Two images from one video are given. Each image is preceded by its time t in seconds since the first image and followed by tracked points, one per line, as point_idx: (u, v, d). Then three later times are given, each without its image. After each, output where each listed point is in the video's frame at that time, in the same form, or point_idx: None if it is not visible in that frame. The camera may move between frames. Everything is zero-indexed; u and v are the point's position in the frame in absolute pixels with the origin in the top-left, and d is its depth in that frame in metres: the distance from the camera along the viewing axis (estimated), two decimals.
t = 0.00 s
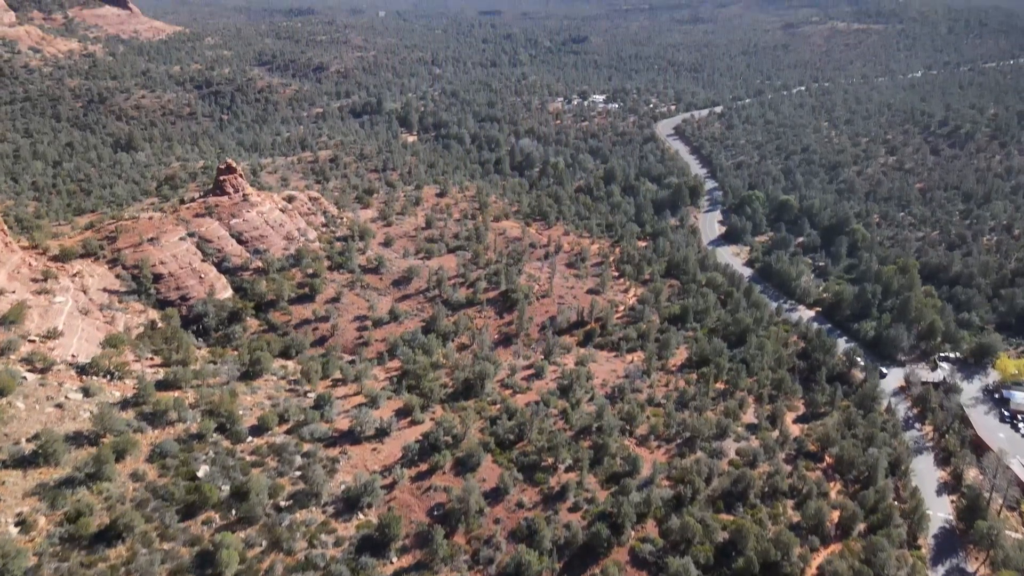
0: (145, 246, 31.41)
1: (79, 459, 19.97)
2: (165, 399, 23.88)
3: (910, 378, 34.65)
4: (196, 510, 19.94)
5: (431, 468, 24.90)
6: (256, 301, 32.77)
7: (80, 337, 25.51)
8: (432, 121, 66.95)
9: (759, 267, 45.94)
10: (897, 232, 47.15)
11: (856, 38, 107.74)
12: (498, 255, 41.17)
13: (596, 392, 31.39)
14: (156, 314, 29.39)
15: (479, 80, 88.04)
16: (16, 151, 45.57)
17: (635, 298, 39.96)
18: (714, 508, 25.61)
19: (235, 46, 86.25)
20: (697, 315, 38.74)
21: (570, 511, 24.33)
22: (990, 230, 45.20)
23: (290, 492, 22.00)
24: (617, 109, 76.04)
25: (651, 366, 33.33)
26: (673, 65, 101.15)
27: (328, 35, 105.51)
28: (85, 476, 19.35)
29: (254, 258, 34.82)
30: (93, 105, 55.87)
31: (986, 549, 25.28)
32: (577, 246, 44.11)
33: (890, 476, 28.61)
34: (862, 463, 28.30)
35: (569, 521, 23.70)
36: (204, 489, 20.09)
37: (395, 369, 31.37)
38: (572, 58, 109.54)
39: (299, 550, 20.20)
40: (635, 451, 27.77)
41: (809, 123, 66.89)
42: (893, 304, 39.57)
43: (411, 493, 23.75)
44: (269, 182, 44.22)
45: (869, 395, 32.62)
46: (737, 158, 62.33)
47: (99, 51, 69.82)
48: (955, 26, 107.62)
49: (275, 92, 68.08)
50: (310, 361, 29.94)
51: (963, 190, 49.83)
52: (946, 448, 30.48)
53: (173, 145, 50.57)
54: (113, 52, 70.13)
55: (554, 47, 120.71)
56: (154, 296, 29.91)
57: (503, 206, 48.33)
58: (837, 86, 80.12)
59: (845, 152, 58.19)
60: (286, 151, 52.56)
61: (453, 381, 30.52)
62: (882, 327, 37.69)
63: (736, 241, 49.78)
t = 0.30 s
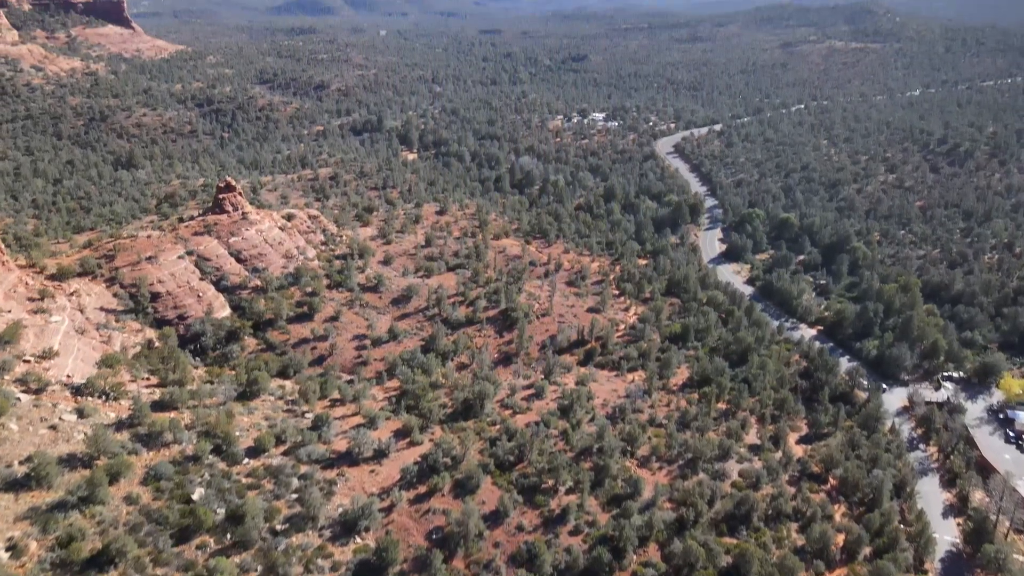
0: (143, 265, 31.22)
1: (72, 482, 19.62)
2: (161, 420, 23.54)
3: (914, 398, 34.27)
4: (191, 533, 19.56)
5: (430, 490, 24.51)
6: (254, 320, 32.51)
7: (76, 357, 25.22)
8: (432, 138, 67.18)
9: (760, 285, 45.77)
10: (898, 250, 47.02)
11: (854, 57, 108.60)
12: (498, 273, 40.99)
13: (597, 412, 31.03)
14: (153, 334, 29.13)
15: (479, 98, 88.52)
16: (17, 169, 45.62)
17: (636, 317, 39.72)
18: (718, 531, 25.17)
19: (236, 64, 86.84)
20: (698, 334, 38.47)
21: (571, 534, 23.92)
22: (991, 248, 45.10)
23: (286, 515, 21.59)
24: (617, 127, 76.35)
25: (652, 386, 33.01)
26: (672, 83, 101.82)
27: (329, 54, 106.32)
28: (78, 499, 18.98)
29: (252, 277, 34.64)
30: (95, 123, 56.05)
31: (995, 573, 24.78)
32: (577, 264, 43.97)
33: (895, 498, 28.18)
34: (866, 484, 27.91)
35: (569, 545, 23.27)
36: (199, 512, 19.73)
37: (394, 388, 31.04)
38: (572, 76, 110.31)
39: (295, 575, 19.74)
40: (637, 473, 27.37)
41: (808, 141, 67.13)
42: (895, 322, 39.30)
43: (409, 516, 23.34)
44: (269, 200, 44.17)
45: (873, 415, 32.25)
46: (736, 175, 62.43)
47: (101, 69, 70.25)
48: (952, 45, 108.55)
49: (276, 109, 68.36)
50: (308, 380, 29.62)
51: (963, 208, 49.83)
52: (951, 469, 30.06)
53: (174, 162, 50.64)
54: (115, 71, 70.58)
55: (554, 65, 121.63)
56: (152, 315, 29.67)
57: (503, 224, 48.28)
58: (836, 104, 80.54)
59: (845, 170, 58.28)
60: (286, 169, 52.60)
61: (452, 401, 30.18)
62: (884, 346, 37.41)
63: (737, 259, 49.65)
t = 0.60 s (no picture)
0: (141, 283, 31.03)
1: (64, 506, 19.25)
2: (157, 441, 23.20)
3: (918, 418, 33.89)
4: (185, 558, 19.14)
5: (429, 513, 24.10)
6: (252, 339, 32.24)
7: (72, 377, 24.93)
8: (432, 157, 67.37)
9: (761, 303, 45.59)
10: (899, 268, 46.89)
11: (852, 75, 109.39)
12: (498, 292, 40.81)
13: (597, 433, 30.66)
14: (150, 353, 28.83)
15: (480, 116, 89.00)
16: (17, 187, 45.63)
17: (637, 335, 39.48)
18: (721, 555, 24.70)
19: (238, 83, 87.43)
20: (699, 353, 38.19)
21: (571, 558, 23.45)
22: (993, 266, 44.98)
23: (282, 539, 21.17)
24: (617, 145, 76.64)
25: (653, 406, 32.69)
26: (671, 101, 102.45)
27: (330, 72, 107.13)
28: (70, 523, 18.59)
29: (251, 295, 34.44)
30: (96, 141, 56.21)
31: None
32: (577, 283, 43.81)
33: (901, 520, 27.71)
34: (871, 507, 27.48)
35: (570, 569, 22.81)
36: (193, 536, 19.33)
37: (393, 408, 30.69)
38: (572, 94, 111.07)
39: None
40: (639, 495, 26.95)
41: (808, 159, 67.37)
42: (898, 341, 39.05)
43: (407, 540, 22.91)
44: (269, 218, 44.11)
45: (876, 436, 31.89)
46: (736, 193, 62.51)
47: (103, 88, 70.66)
48: (950, 64, 109.47)
49: (277, 127, 68.65)
50: (306, 401, 29.28)
51: (964, 226, 49.79)
52: (957, 491, 29.61)
53: (174, 180, 50.68)
54: (117, 89, 71.05)
55: (554, 83, 122.51)
56: (149, 334, 29.40)
57: (503, 242, 48.21)
58: (835, 122, 80.95)
59: (845, 189, 58.36)
60: (286, 187, 52.64)
61: (452, 421, 29.83)
62: (887, 366, 37.12)
63: (738, 277, 49.50)
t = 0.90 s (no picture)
0: (139, 302, 30.82)
1: (56, 530, 18.85)
2: (152, 463, 22.84)
3: (922, 439, 33.48)
4: None
5: (427, 537, 23.67)
6: (250, 359, 31.96)
7: (66, 398, 24.63)
8: (432, 175, 67.53)
9: (762, 321, 45.36)
10: (900, 287, 46.72)
11: (850, 94, 110.18)
12: (498, 310, 40.59)
13: (598, 454, 30.25)
14: (147, 373, 28.52)
15: (480, 134, 89.43)
16: (17, 205, 45.63)
17: (637, 355, 39.20)
18: None
19: (240, 101, 87.99)
20: (701, 372, 37.86)
21: None
22: (995, 285, 44.84)
23: (277, 564, 20.73)
24: (617, 163, 76.89)
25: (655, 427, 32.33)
26: (671, 120, 103.04)
27: (331, 91, 107.88)
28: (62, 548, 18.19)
29: (249, 314, 34.20)
30: (97, 160, 56.35)
31: None
32: (578, 301, 43.61)
33: (908, 544, 27.21)
34: (877, 530, 27.02)
35: None
36: (187, 561, 18.90)
37: (392, 429, 30.32)
38: (572, 113, 111.75)
39: None
40: (641, 519, 26.51)
41: (807, 177, 67.56)
42: (900, 361, 38.76)
43: (405, 565, 22.45)
44: (269, 236, 44.04)
45: (881, 457, 31.50)
46: (736, 212, 62.55)
47: (105, 107, 71.07)
48: (947, 83, 110.29)
49: (278, 146, 68.91)
50: (303, 422, 28.93)
51: (964, 245, 49.72)
52: (964, 514, 29.14)
53: (175, 198, 50.70)
54: (119, 107, 71.47)
55: (553, 102, 123.33)
56: (146, 354, 29.13)
57: (503, 260, 48.10)
58: (834, 140, 81.33)
59: (845, 207, 58.40)
60: (286, 205, 52.66)
61: (451, 443, 29.46)
62: (890, 386, 36.78)
63: (738, 296, 49.30)
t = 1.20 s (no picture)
0: (136, 321, 30.60)
1: (47, 555, 18.41)
2: (146, 486, 22.44)
3: (927, 460, 33.02)
4: None
5: (426, 561, 23.21)
6: (248, 378, 31.66)
7: (61, 419, 24.30)
8: (432, 193, 67.64)
9: (763, 340, 45.09)
10: (902, 305, 46.55)
11: (849, 113, 110.80)
12: (498, 329, 40.37)
13: (599, 475, 29.82)
14: (143, 393, 28.21)
15: (480, 153, 89.79)
16: (17, 223, 45.60)
17: (638, 374, 38.90)
18: None
19: (241, 120, 88.48)
20: (702, 392, 37.52)
21: None
22: (997, 303, 44.64)
23: None
24: (616, 181, 77.07)
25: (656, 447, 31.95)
26: (670, 138, 103.53)
27: (332, 109, 108.56)
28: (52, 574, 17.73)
29: (248, 333, 33.97)
30: (98, 178, 56.48)
31: None
32: (578, 320, 43.41)
33: (915, 568, 26.69)
34: (883, 554, 26.54)
35: None
36: None
37: (390, 450, 29.94)
38: (572, 131, 112.33)
39: None
40: (643, 542, 26.04)
41: (807, 195, 67.68)
42: (903, 380, 38.44)
43: None
44: (268, 254, 43.96)
45: (885, 479, 31.08)
46: (737, 229, 62.57)
47: (107, 125, 71.45)
48: (945, 102, 110.93)
49: (278, 164, 69.12)
50: (301, 442, 28.56)
51: (966, 263, 49.61)
52: (970, 537, 28.59)
53: (175, 216, 50.71)
54: (120, 126, 71.84)
55: (553, 120, 124.03)
56: (143, 373, 28.84)
57: (503, 278, 47.96)
58: (833, 159, 81.61)
59: (845, 225, 58.40)
60: (286, 223, 52.66)
61: (450, 464, 29.07)
62: (893, 406, 36.42)
63: (739, 314, 49.09)
